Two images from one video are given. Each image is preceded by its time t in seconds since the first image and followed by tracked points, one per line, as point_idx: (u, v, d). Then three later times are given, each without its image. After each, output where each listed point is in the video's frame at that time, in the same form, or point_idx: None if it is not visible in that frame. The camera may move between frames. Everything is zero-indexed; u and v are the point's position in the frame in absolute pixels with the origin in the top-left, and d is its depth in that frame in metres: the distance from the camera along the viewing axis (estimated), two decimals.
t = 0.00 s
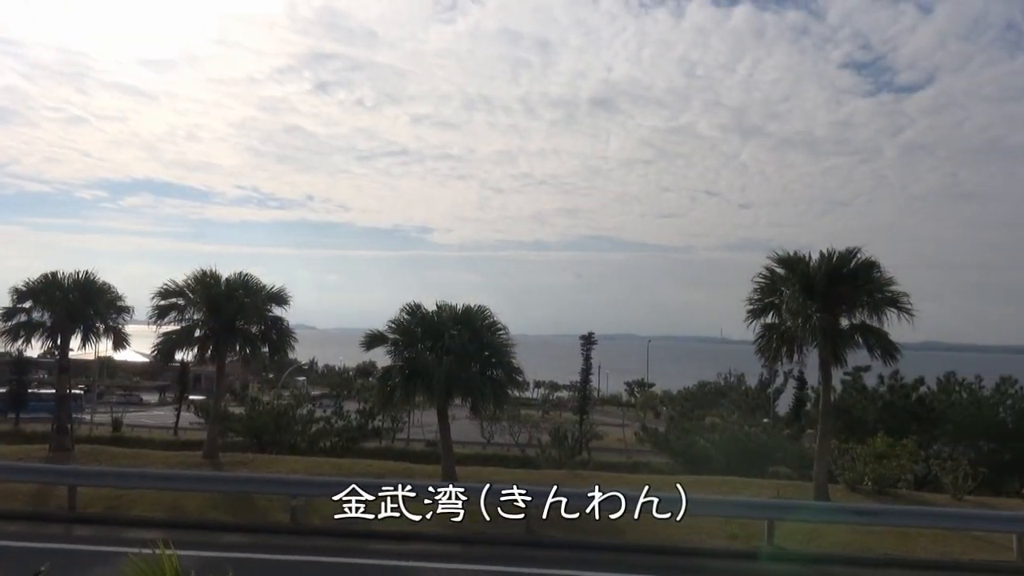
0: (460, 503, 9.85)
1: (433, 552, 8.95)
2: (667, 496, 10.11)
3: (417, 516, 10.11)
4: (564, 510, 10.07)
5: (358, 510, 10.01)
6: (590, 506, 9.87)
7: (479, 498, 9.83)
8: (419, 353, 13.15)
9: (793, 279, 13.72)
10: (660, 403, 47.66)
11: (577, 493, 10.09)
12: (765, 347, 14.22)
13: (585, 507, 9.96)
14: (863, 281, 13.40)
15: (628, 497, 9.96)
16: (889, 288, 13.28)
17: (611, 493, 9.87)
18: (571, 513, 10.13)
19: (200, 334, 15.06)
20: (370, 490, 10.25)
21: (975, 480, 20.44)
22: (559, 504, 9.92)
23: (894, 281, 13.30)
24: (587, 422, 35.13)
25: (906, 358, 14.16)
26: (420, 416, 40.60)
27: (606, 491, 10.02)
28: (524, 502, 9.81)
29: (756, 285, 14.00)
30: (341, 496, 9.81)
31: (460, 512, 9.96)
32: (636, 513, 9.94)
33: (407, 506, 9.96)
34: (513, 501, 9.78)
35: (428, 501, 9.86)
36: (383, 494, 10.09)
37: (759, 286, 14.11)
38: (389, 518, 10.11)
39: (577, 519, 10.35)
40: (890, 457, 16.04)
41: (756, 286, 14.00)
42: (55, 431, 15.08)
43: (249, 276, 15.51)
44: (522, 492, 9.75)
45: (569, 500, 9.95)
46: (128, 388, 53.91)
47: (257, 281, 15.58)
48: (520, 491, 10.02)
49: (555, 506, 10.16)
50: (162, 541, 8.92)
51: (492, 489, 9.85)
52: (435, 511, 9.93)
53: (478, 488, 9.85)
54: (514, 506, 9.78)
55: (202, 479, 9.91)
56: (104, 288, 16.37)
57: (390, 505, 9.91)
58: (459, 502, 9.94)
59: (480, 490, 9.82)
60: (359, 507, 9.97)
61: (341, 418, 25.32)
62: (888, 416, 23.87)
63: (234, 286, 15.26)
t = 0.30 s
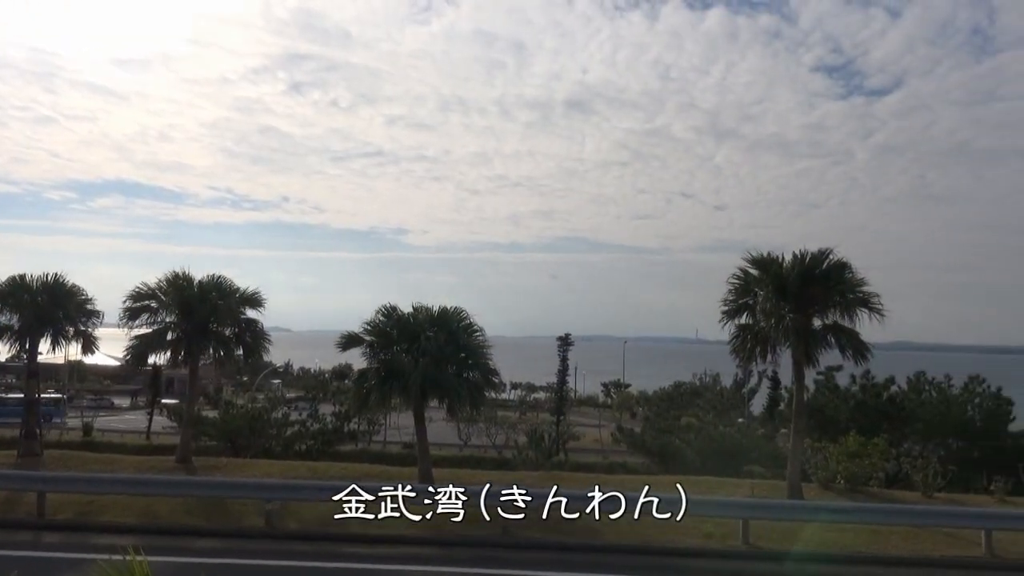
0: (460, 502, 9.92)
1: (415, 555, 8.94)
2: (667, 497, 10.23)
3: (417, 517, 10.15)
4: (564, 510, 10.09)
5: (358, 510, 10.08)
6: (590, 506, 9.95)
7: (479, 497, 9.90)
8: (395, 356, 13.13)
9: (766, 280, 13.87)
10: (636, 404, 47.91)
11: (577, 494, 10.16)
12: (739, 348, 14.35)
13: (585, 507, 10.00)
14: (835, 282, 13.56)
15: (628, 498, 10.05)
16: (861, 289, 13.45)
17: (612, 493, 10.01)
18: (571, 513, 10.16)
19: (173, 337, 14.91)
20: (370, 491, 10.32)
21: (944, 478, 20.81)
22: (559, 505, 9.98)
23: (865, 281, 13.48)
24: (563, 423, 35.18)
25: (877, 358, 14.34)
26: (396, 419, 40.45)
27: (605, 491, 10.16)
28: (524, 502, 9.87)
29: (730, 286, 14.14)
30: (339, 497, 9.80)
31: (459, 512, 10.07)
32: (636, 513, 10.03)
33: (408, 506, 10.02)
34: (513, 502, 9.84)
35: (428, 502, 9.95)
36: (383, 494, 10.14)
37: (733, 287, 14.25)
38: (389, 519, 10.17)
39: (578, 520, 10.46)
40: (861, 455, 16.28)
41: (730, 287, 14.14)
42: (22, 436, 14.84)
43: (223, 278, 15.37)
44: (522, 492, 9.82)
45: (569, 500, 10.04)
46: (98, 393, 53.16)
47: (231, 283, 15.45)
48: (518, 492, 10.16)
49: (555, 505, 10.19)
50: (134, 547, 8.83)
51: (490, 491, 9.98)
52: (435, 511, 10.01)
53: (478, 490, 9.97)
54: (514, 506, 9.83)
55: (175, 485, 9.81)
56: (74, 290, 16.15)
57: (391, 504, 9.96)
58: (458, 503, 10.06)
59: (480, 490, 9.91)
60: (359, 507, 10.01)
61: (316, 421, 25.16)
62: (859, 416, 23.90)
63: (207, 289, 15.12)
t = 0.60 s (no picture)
0: (460, 502, 9.91)
1: (396, 559, 8.93)
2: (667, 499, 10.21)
3: (417, 517, 10.12)
4: (564, 511, 10.06)
5: (357, 510, 10.06)
6: (590, 507, 10.03)
7: (480, 499, 9.93)
8: (372, 359, 13.08)
9: (742, 281, 13.98)
10: (614, 405, 48.10)
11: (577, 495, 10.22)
12: (716, 349, 14.46)
13: (585, 508, 10.07)
14: (810, 283, 13.70)
15: (628, 500, 10.16)
16: (835, 290, 13.60)
17: (612, 495, 10.11)
18: (571, 513, 10.07)
19: (146, 341, 14.76)
20: (370, 490, 10.29)
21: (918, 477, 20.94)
22: (559, 505, 10.01)
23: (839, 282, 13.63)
24: (542, 425, 35.20)
25: (851, 358, 14.51)
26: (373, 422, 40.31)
27: (605, 493, 10.27)
28: (524, 502, 9.95)
29: (706, 288, 14.24)
30: (340, 499, 9.72)
31: (459, 512, 9.99)
32: (637, 514, 10.15)
33: (408, 507, 9.98)
34: (514, 502, 9.91)
35: (428, 502, 9.98)
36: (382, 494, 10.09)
37: (709, 289, 14.35)
38: (388, 518, 10.15)
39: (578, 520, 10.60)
40: (836, 453, 16.17)
41: (706, 289, 14.24)
42: None
43: (198, 282, 15.24)
44: (523, 493, 9.92)
45: (569, 500, 10.10)
46: (71, 398, 52.45)
47: (206, 287, 15.32)
48: (519, 492, 10.27)
49: (555, 506, 10.17)
50: (108, 555, 8.74)
51: (490, 492, 10.03)
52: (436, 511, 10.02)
53: (479, 492, 10.03)
54: (514, 506, 9.83)
55: (149, 491, 9.71)
56: (44, 294, 15.93)
57: (391, 504, 9.93)
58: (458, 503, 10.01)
59: (481, 491, 9.89)
60: (359, 507, 9.96)
61: (293, 425, 25.00)
62: (834, 415, 24.37)
63: (181, 292, 14.98)
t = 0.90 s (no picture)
0: (460, 503, 9.86)
1: (376, 563, 8.90)
2: (667, 499, 10.21)
3: (417, 517, 10.21)
4: (564, 511, 10.15)
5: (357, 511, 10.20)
6: (590, 506, 10.13)
7: (480, 501, 10.09)
8: (349, 362, 13.04)
9: (718, 282, 14.09)
10: (592, 407, 48.21)
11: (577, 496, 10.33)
12: (692, 349, 14.57)
13: (585, 507, 10.17)
14: (784, 284, 13.85)
15: (628, 501, 10.29)
16: (809, 290, 13.75)
17: (612, 496, 10.28)
18: (571, 513, 10.15)
19: (119, 346, 14.59)
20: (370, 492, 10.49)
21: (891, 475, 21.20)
22: (559, 505, 10.15)
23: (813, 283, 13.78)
24: (521, 427, 35.21)
25: (825, 358, 14.65)
26: (351, 426, 40.08)
27: (605, 494, 10.44)
28: (524, 502, 10.15)
29: (682, 289, 14.35)
30: (340, 501, 9.91)
31: (460, 513, 9.91)
32: (637, 513, 10.25)
33: (407, 507, 10.12)
34: (513, 502, 10.08)
35: (427, 502, 10.08)
36: (382, 495, 10.26)
37: (685, 290, 14.46)
38: (388, 518, 10.31)
39: (578, 520, 10.69)
40: (811, 453, 16.30)
41: (683, 290, 14.34)
42: None
43: (172, 285, 15.10)
44: (522, 493, 10.09)
45: (569, 500, 10.21)
46: (41, 405, 51.58)
47: (180, 290, 15.17)
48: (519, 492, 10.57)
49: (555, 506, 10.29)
50: (79, 563, 8.62)
51: (489, 494, 10.19)
52: (435, 511, 10.01)
53: (478, 493, 10.17)
54: (514, 506, 10.02)
55: (123, 497, 9.60)
56: (14, 299, 15.70)
57: (391, 504, 10.10)
58: (458, 503, 9.98)
59: (481, 491, 10.01)
60: (359, 507, 10.12)
61: (270, 429, 24.80)
62: (809, 415, 25.14)
63: (155, 296, 14.82)
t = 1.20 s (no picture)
0: (460, 502, 9.87)
1: (352, 566, 8.87)
2: (667, 498, 10.15)
3: (416, 516, 10.02)
4: (564, 511, 10.06)
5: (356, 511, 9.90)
6: (589, 506, 10.09)
7: (480, 502, 10.09)
8: (326, 365, 12.98)
9: (693, 283, 14.20)
10: (570, 407, 48.30)
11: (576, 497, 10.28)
12: (669, 350, 14.66)
13: (585, 507, 10.11)
14: (759, 284, 13.98)
15: (628, 501, 10.22)
16: (783, 290, 13.89)
17: (611, 496, 10.21)
18: (571, 513, 10.05)
19: (91, 350, 14.42)
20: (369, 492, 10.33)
21: (863, 472, 21.50)
22: (559, 506, 10.07)
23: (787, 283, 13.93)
24: (499, 429, 35.21)
25: (799, 357, 14.80)
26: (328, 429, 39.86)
27: (604, 495, 10.35)
28: (523, 502, 10.04)
29: (658, 290, 14.44)
30: (340, 501, 9.75)
31: (460, 512, 9.90)
32: (637, 514, 10.15)
33: (408, 507, 9.95)
34: (514, 502, 10.00)
35: (428, 501, 9.93)
36: (382, 495, 10.12)
37: (661, 291, 14.55)
38: (388, 518, 10.18)
39: (564, 521, 10.73)
40: (787, 451, 16.41)
41: (659, 291, 14.44)
42: None
43: (145, 288, 14.95)
44: (522, 493, 10.00)
45: (568, 500, 10.15)
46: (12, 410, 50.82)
47: (153, 294, 15.03)
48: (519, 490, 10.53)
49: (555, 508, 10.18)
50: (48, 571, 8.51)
51: (489, 496, 10.22)
52: (436, 511, 9.90)
53: (478, 494, 10.17)
54: (514, 506, 9.91)
55: (93, 503, 9.48)
56: None
57: (391, 504, 9.97)
58: (458, 502, 9.98)
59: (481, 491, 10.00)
60: (359, 507, 9.86)
61: (245, 433, 24.60)
62: (783, 414, 25.33)
63: (128, 299, 14.67)
